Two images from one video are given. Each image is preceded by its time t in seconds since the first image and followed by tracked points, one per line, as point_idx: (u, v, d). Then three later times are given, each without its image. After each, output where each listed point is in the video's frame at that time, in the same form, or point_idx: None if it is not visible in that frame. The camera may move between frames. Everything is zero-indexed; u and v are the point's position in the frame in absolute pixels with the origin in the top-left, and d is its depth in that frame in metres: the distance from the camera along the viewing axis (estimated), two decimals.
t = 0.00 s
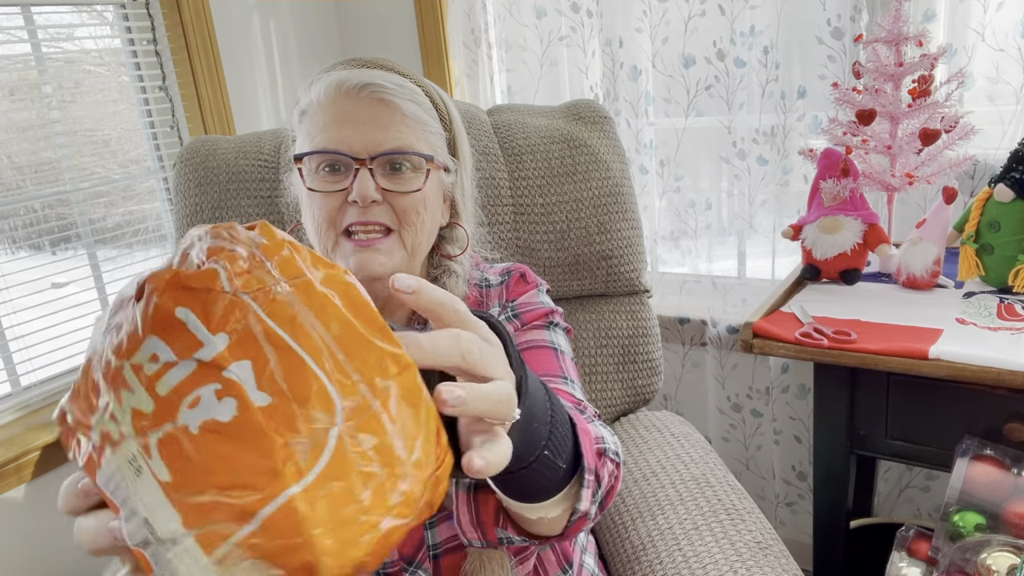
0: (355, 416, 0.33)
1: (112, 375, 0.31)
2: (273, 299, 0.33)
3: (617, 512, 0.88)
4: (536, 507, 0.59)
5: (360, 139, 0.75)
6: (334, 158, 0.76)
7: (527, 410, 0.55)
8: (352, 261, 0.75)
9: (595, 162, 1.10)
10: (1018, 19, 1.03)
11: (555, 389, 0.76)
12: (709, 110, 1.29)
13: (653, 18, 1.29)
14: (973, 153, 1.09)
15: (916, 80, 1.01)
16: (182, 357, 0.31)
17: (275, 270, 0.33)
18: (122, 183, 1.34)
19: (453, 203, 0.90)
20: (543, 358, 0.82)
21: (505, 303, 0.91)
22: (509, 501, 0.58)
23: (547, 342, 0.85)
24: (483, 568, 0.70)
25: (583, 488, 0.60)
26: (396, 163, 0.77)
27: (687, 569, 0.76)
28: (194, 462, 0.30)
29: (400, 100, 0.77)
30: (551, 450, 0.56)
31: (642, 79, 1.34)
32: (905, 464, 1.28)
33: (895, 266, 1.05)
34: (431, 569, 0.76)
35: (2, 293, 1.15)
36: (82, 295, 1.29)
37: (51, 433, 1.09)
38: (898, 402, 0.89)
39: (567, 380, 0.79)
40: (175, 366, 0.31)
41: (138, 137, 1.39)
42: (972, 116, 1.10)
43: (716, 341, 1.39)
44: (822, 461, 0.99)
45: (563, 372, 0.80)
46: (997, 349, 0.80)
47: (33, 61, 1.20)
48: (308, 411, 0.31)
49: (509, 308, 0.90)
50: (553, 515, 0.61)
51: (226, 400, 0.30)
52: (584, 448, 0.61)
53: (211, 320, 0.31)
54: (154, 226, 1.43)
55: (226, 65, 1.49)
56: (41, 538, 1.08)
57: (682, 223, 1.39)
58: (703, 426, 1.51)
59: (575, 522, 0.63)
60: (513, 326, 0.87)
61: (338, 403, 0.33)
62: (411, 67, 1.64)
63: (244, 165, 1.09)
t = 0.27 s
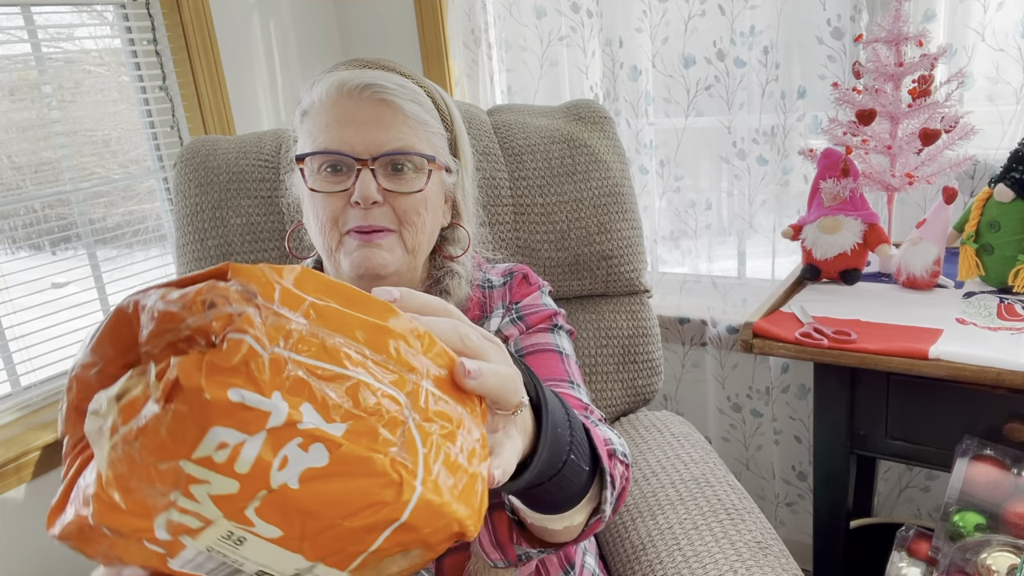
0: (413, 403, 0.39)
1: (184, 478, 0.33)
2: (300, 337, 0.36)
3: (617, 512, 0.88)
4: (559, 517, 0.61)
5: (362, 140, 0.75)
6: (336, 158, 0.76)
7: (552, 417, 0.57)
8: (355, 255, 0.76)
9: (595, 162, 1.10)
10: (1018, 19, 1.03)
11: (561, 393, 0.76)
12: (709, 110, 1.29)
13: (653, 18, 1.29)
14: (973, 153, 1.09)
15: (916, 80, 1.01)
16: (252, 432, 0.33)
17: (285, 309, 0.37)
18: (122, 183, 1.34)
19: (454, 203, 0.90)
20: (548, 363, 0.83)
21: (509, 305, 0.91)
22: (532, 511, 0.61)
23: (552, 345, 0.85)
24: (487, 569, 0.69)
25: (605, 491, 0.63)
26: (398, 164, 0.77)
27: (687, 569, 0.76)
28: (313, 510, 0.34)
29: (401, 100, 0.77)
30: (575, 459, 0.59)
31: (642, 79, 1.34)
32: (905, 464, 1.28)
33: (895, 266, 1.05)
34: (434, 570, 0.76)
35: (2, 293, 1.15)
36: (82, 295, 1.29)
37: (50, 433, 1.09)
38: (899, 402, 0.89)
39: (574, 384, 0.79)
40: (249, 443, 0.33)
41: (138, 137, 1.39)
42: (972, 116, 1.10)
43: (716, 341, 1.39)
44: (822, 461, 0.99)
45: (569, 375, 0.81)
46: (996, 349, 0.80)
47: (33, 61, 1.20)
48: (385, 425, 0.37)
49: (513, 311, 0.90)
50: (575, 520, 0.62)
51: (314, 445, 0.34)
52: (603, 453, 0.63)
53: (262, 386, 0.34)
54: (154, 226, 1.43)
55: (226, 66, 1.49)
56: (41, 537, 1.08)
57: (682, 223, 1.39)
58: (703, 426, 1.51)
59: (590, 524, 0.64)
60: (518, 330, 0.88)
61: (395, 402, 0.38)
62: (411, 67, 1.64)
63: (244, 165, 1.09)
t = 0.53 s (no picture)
0: (395, 363, 0.39)
1: (212, 523, 0.34)
2: (269, 351, 0.36)
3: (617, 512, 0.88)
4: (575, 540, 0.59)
5: (362, 140, 0.75)
6: (337, 159, 0.76)
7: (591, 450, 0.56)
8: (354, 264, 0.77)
9: (595, 162, 1.10)
10: (1018, 19, 1.03)
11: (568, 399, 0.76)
12: (709, 110, 1.29)
13: (653, 18, 1.29)
14: (973, 153, 1.09)
15: (916, 80, 1.01)
16: (266, 460, 0.34)
17: (242, 329, 0.36)
18: (122, 183, 1.34)
19: (454, 203, 0.90)
20: (552, 365, 0.82)
21: (512, 307, 0.91)
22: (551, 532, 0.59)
23: (556, 347, 0.85)
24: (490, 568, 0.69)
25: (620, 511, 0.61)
26: (398, 164, 0.76)
27: (687, 569, 0.76)
28: (344, 499, 0.36)
29: (402, 100, 0.77)
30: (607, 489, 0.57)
31: (642, 79, 1.34)
32: (905, 464, 1.28)
33: (895, 266, 1.05)
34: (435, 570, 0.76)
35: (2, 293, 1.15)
36: (82, 295, 1.29)
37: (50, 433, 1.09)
38: (898, 402, 0.89)
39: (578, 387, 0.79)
40: (266, 471, 0.34)
41: (138, 137, 1.39)
42: (972, 116, 1.10)
43: (717, 341, 1.39)
44: (822, 461, 0.99)
45: (573, 379, 0.80)
46: (996, 349, 0.80)
47: (33, 61, 1.20)
48: (381, 396, 0.37)
49: (516, 312, 0.90)
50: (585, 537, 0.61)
51: (325, 446, 0.35)
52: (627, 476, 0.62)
53: (253, 415, 0.34)
54: (154, 226, 1.43)
55: (227, 66, 1.49)
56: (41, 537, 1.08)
57: (682, 223, 1.39)
58: (703, 427, 1.51)
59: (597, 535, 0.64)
60: (521, 331, 0.87)
61: (382, 372, 0.38)
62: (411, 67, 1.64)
63: (244, 165, 1.09)
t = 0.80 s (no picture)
0: (460, 373, 0.44)
1: (308, 530, 0.36)
2: (369, 368, 0.39)
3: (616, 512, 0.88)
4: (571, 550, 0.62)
5: (362, 140, 0.75)
6: (336, 159, 0.75)
7: (596, 473, 0.58)
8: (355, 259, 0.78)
9: (595, 162, 1.10)
10: (1018, 19, 1.03)
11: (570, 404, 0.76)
12: (709, 110, 1.29)
13: (653, 18, 1.29)
14: (973, 153, 1.09)
15: (916, 80, 1.01)
16: (370, 473, 0.37)
17: (340, 347, 0.38)
18: (122, 183, 1.34)
19: (454, 203, 0.90)
20: (551, 369, 0.82)
21: (512, 308, 0.91)
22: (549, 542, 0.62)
23: (556, 350, 0.85)
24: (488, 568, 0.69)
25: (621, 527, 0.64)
26: (397, 164, 0.76)
27: (687, 569, 0.76)
28: (418, 498, 0.40)
29: (401, 100, 0.77)
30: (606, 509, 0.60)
31: (642, 79, 1.34)
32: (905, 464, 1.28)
33: (895, 266, 1.05)
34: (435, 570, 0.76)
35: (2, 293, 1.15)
36: (82, 295, 1.29)
37: (50, 433, 1.09)
38: (898, 402, 0.89)
39: (578, 393, 0.80)
40: (367, 482, 0.37)
41: (138, 137, 1.39)
42: (972, 116, 1.10)
43: (716, 341, 1.39)
44: (822, 461, 0.99)
45: (574, 383, 0.81)
46: (996, 349, 0.80)
47: (33, 61, 1.20)
48: (452, 405, 0.41)
49: (516, 314, 0.90)
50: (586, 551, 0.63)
51: (413, 456, 0.39)
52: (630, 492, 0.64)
53: (364, 432, 0.37)
54: (155, 226, 1.42)
55: (227, 66, 1.49)
56: (41, 537, 1.08)
57: (682, 223, 1.39)
58: (703, 427, 1.51)
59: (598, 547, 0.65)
60: (521, 335, 0.88)
61: (452, 383, 0.42)
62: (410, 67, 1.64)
63: (244, 165, 1.09)
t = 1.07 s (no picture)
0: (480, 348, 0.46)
1: (349, 482, 0.39)
2: (411, 331, 0.41)
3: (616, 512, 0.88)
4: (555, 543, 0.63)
5: (361, 140, 0.75)
6: (335, 159, 0.75)
7: (579, 458, 0.61)
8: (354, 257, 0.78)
9: (595, 162, 1.10)
10: (1018, 19, 1.03)
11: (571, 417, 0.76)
12: (709, 110, 1.29)
13: (653, 18, 1.29)
14: (973, 153, 1.09)
15: (916, 80, 1.01)
16: (411, 429, 0.39)
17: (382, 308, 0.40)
18: (122, 183, 1.34)
19: (453, 203, 0.90)
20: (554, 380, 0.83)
21: (514, 314, 0.92)
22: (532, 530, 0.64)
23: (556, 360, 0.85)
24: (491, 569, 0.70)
25: (609, 526, 0.64)
26: (396, 164, 0.76)
27: (687, 569, 0.76)
28: (442, 460, 0.42)
29: (400, 101, 0.77)
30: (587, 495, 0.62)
31: (642, 79, 1.34)
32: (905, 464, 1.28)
33: (896, 266, 1.05)
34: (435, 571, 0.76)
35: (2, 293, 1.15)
36: (82, 295, 1.29)
37: (50, 433, 1.09)
38: (898, 402, 0.89)
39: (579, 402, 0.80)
40: (406, 438, 0.39)
41: (138, 137, 1.39)
42: (972, 116, 1.10)
43: (716, 341, 1.39)
44: (822, 460, 0.99)
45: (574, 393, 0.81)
46: (996, 349, 0.80)
47: (33, 61, 1.20)
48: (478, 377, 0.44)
49: (518, 321, 0.91)
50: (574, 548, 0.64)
51: (445, 417, 0.41)
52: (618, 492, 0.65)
53: (410, 389, 0.39)
54: (155, 226, 1.42)
55: (226, 66, 1.49)
56: (41, 537, 1.08)
57: (682, 223, 1.39)
58: (703, 427, 1.51)
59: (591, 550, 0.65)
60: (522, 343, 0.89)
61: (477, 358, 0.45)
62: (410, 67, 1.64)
63: (244, 165, 1.09)
